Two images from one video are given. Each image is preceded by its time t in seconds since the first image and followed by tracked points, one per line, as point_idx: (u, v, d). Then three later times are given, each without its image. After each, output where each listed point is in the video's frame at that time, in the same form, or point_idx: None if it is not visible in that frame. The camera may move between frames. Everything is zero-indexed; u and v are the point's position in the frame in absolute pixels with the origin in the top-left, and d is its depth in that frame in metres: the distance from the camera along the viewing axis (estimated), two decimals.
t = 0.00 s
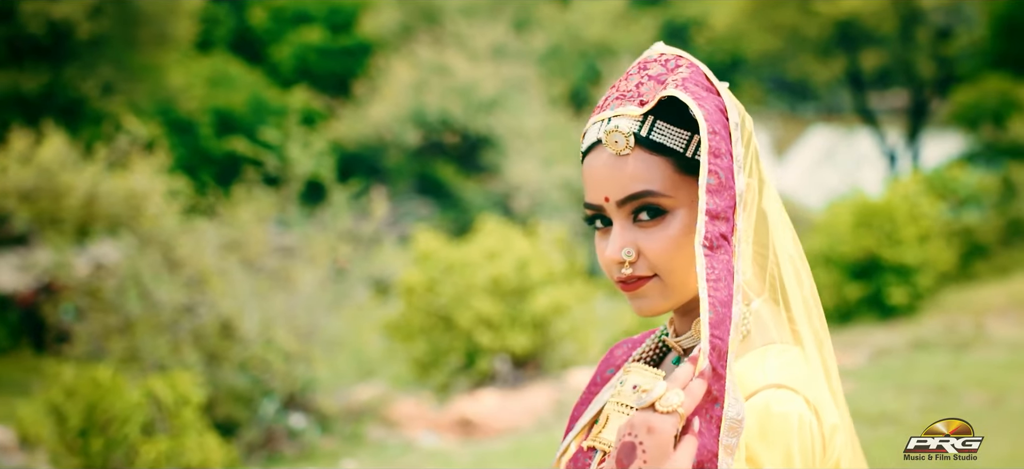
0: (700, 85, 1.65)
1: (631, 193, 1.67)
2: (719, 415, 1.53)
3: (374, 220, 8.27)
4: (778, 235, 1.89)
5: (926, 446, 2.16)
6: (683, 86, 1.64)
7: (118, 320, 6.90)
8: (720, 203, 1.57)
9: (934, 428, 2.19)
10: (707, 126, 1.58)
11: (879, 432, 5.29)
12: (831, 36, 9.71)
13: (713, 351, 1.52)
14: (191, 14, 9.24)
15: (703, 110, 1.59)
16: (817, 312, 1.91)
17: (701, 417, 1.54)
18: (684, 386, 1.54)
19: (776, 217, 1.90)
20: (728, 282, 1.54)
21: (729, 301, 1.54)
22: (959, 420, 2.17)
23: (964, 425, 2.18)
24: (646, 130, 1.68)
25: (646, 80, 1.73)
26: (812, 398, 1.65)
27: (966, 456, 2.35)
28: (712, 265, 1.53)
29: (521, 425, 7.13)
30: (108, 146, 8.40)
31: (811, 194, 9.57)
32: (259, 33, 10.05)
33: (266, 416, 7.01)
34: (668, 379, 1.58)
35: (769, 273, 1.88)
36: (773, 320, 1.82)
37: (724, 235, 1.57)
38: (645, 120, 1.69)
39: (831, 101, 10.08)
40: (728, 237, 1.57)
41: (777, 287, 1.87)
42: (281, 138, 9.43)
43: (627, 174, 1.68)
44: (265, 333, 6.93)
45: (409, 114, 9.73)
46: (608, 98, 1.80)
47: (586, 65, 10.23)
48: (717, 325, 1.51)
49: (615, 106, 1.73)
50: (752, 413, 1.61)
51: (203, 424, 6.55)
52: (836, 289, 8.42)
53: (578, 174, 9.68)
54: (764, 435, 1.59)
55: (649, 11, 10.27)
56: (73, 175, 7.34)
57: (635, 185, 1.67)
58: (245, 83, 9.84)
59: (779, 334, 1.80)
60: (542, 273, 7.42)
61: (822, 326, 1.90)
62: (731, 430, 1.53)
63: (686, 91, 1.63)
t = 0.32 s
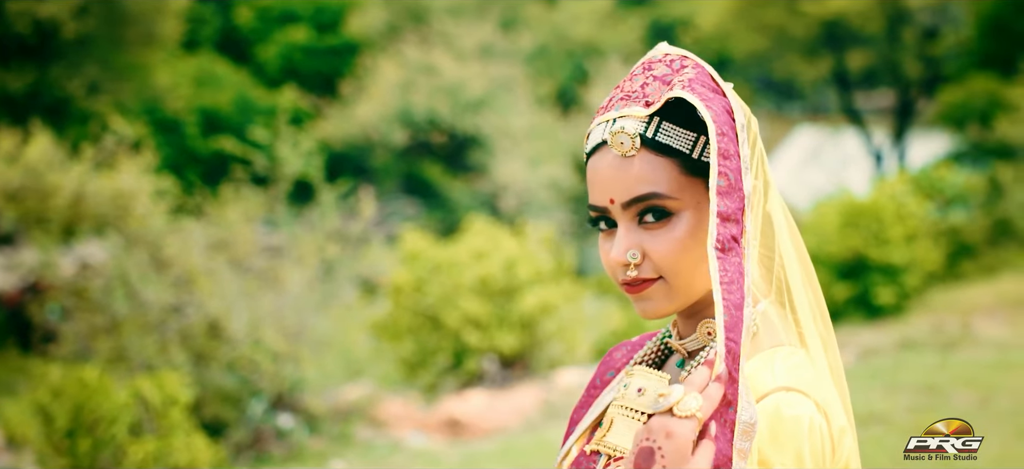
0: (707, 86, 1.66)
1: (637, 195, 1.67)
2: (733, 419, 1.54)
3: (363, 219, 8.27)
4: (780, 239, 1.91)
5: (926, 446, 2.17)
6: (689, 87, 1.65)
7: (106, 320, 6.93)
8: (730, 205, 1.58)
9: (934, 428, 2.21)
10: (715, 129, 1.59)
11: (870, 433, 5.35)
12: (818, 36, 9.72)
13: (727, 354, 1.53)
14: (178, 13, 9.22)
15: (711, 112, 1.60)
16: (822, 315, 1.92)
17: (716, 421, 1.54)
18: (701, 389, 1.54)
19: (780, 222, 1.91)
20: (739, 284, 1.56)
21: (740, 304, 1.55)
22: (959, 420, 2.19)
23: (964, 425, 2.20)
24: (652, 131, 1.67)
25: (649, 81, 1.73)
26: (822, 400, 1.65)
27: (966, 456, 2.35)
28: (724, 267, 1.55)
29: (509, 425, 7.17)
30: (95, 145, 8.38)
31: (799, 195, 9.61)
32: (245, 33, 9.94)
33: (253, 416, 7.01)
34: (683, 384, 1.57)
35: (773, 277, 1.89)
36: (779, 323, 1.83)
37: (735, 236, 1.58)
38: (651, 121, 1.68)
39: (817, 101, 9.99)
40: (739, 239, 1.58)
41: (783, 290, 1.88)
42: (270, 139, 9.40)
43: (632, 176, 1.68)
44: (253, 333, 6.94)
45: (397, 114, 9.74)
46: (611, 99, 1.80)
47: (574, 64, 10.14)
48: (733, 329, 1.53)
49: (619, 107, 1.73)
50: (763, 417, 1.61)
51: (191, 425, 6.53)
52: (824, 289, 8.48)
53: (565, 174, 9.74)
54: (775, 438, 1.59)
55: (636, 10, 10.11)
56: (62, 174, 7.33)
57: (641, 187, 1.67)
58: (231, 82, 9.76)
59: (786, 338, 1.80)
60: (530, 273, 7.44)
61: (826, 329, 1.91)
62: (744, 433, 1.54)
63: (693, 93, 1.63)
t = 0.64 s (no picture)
0: (714, 88, 1.67)
1: (643, 196, 1.68)
2: (748, 422, 1.53)
3: (350, 217, 8.26)
4: (787, 239, 1.87)
5: (926, 446, 2.19)
6: (697, 88, 1.66)
7: (94, 319, 6.93)
8: (741, 208, 1.58)
9: (934, 428, 2.24)
10: (724, 131, 1.60)
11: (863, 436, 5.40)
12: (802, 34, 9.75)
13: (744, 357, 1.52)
14: (163, 11, 9.17)
15: (720, 113, 1.61)
16: (828, 316, 1.93)
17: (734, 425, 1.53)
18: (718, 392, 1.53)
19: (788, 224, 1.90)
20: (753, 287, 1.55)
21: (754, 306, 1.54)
22: (959, 420, 2.22)
23: (964, 426, 2.23)
24: (659, 132, 1.69)
25: (656, 81, 1.75)
26: (832, 404, 1.64)
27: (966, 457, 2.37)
28: (737, 269, 1.55)
29: (496, 425, 7.17)
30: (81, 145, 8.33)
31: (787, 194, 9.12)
32: (230, 32, 9.88)
33: (240, 416, 7.00)
34: (703, 389, 1.58)
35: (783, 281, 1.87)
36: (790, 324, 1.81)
37: (746, 239, 1.58)
38: (657, 122, 1.70)
39: (802, 101, 9.91)
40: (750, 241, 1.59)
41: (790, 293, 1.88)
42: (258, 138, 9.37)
43: (638, 177, 1.68)
44: (240, 333, 6.92)
45: (382, 114, 9.71)
46: (617, 99, 1.82)
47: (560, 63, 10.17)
48: (748, 331, 1.52)
49: (626, 109, 1.74)
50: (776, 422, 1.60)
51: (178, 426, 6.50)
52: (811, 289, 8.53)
53: (550, 173, 9.74)
54: (788, 441, 1.58)
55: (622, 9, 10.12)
56: (47, 173, 7.24)
57: (647, 189, 1.67)
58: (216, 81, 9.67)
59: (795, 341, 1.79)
60: (517, 273, 7.46)
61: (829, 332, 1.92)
62: (759, 437, 1.53)
63: (700, 94, 1.65)
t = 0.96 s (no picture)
0: (719, 88, 1.71)
1: (649, 197, 1.72)
2: (762, 425, 1.58)
3: (339, 218, 8.23)
4: (792, 242, 1.92)
5: (926, 445, 2.30)
6: (702, 88, 1.71)
7: (81, 319, 6.92)
8: (752, 210, 1.62)
9: (934, 428, 2.35)
10: (732, 132, 1.63)
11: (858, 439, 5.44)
12: (787, 34, 9.71)
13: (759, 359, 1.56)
14: (150, 10, 9.12)
15: (726, 114, 1.65)
16: (831, 318, 1.99)
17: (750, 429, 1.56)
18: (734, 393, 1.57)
19: (794, 226, 1.93)
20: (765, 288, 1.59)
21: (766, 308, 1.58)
22: (958, 420, 2.33)
23: (963, 425, 2.34)
24: (664, 133, 1.73)
25: (661, 81, 1.79)
26: (840, 406, 1.69)
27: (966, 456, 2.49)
28: (749, 270, 1.59)
29: (484, 424, 7.18)
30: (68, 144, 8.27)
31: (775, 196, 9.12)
32: (216, 30, 9.83)
33: (228, 416, 7.02)
34: (720, 392, 1.61)
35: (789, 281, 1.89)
36: (797, 326, 1.85)
37: (757, 240, 1.62)
38: (663, 122, 1.74)
39: (787, 101, 9.88)
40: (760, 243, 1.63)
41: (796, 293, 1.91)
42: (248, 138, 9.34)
43: (644, 180, 1.72)
44: (227, 334, 6.97)
45: (369, 113, 9.72)
46: (621, 99, 1.86)
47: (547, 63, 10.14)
48: (761, 334, 1.56)
49: (630, 110, 1.79)
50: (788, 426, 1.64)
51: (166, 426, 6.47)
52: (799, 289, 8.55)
53: (538, 172, 9.79)
54: (799, 444, 1.63)
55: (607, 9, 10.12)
56: (34, 173, 7.13)
57: (652, 191, 1.72)
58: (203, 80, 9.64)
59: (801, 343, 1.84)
60: (504, 273, 7.46)
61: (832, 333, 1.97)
62: (771, 441, 1.58)
63: (706, 95, 1.69)
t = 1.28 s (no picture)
0: (725, 88, 1.73)
1: (653, 198, 1.74)
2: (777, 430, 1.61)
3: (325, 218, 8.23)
4: (797, 241, 1.93)
5: (926, 446, 2.32)
6: (707, 89, 1.72)
7: (67, 320, 6.82)
8: (764, 213, 1.65)
9: (935, 429, 2.38)
10: (739, 133, 1.65)
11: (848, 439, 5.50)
12: (772, 34, 9.74)
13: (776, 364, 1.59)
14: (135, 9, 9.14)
15: (733, 115, 1.67)
16: (834, 315, 2.01)
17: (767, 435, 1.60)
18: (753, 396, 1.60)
19: (799, 227, 1.95)
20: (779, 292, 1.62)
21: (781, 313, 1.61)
22: (960, 421, 2.36)
23: (964, 426, 2.37)
24: (669, 132, 1.75)
25: (664, 80, 1.81)
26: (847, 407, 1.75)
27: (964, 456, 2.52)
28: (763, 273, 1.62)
29: (471, 424, 7.19)
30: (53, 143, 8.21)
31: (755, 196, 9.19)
32: (200, 30, 9.81)
33: (215, 416, 7.00)
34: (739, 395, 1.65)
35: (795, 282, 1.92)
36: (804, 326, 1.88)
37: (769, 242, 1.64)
38: (667, 122, 1.76)
39: (773, 102, 9.92)
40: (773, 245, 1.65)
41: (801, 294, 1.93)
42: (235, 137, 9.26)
43: (649, 182, 1.75)
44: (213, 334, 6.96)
45: (355, 112, 9.74)
46: (624, 98, 1.87)
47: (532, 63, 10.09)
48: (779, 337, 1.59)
49: (635, 109, 1.80)
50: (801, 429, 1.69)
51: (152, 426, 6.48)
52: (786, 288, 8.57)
53: (523, 172, 9.82)
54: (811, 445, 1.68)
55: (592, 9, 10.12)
56: (20, 172, 7.00)
57: (656, 192, 1.74)
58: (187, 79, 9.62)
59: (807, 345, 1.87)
60: (491, 272, 7.47)
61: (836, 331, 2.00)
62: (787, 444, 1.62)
63: (712, 95, 1.70)
